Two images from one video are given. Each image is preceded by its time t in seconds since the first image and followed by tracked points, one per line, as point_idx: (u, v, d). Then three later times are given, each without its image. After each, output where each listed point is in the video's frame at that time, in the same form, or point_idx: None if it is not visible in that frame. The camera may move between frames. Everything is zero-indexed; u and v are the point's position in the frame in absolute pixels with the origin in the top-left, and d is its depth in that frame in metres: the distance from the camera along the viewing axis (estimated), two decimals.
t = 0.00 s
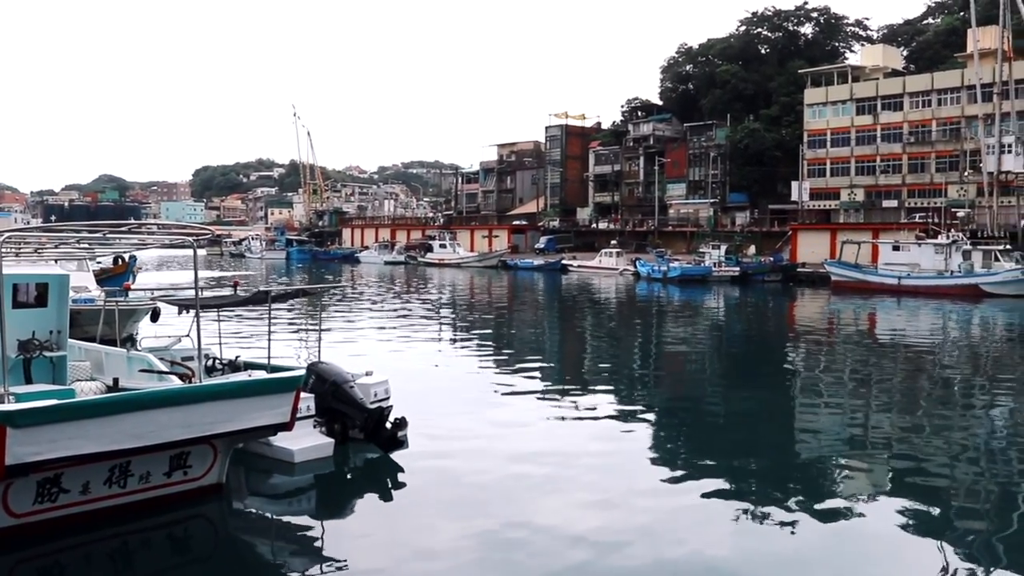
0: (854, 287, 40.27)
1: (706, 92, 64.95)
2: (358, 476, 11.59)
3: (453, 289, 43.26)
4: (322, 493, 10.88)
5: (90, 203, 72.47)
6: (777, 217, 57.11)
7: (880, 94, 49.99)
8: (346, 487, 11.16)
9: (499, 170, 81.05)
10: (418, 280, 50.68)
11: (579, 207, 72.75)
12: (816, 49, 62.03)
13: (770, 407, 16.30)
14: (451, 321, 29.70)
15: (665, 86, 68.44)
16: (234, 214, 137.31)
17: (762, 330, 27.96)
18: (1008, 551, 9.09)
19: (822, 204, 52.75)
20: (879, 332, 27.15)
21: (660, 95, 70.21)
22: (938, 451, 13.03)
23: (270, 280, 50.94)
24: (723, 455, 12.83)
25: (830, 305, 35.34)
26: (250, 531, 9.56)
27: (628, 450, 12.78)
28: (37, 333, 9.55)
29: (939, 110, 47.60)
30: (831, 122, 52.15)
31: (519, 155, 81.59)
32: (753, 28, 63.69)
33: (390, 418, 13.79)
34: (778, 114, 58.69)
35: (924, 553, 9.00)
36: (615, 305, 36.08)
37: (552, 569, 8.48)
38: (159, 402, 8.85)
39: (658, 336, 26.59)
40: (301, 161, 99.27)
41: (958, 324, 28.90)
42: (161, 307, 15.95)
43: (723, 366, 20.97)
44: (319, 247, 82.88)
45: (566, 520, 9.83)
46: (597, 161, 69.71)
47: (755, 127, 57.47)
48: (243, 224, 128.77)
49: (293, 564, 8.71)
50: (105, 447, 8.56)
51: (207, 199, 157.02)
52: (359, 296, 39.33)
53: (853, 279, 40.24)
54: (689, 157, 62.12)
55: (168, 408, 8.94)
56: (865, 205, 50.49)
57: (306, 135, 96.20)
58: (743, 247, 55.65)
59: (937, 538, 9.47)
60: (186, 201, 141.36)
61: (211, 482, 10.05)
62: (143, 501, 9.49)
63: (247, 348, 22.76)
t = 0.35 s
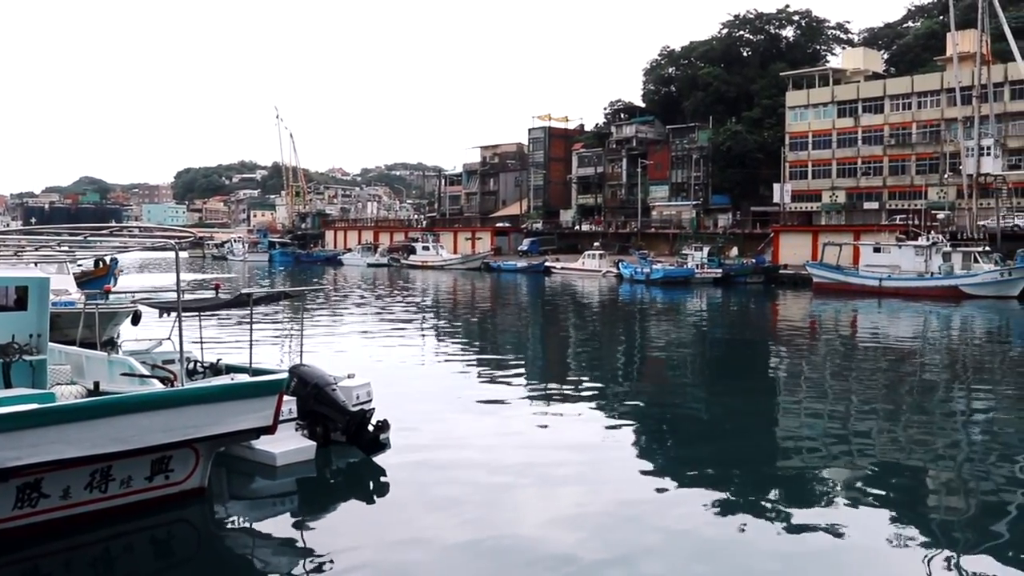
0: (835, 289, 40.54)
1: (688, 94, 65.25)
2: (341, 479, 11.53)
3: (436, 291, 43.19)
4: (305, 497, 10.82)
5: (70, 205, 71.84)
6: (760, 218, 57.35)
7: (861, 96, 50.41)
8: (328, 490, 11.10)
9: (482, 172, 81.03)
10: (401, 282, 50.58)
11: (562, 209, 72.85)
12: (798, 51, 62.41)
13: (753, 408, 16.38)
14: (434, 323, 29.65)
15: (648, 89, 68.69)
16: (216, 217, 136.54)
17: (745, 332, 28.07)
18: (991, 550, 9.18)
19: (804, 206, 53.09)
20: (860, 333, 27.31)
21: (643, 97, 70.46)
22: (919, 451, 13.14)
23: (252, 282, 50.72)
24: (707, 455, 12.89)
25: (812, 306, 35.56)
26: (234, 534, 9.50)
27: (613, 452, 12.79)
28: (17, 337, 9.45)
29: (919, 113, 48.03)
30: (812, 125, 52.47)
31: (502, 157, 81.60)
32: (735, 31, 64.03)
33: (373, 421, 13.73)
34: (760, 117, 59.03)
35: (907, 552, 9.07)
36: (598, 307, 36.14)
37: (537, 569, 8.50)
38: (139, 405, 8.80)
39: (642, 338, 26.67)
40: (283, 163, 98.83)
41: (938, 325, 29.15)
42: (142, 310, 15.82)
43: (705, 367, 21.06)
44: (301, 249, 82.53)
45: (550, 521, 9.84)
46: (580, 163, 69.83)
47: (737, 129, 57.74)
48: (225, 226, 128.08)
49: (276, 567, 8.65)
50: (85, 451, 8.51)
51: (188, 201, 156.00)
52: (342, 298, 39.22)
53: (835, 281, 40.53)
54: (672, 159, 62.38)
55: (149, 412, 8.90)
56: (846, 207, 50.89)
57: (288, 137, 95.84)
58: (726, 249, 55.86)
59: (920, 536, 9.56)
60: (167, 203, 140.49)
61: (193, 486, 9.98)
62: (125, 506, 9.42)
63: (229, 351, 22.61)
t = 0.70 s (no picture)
0: (815, 290, 40.83)
1: (670, 96, 65.54)
2: (322, 482, 11.49)
3: (419, 293, 43.11)
4: (286, 500, 10.77)
5: (49, 206, 71.20)
6: (741, 219, 57.62)
7: (842, 98, 50.82)
8: (310, 494, 11.05)
9: (464, 174, 80.94)
10: (383, 283, 50.42)
11: (544, 210, 72.92)
12: (779, 53, 62.78)
13: (735, 408, 16.48)
14: (417, 324, 29.58)
15: (630, 90, 68.95)
16: (197, 218, 135.64)
17: (727, 332, 28.17)
18: (970, 549, 9.28)
19: (785, 207, 53.43)
20: (842, 333, 27.49)
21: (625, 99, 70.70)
22: (899, 450, 13.25)
23: (233, 284, 50.43)
24: (689, 456, 12.95)
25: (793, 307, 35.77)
26: (215, 537, 9.43)
27: (596, 454, 12.80)
28: None
29: (899, 115, 48.41)
30: (793, 126, 52.84)
31: (484, 158, 81.60)
32: (716, 32, 64.28)
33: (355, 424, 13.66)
34: (741, 118, 59.34)
35: (888, 552, 9.14)
36: (580, 308, 36.19)
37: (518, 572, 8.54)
38: (119, 409, 8.76)
39: (624, 338, 26.74)
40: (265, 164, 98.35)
41: (917, 326, 29.39)
42: (121, 312, 15.70)
43: (688, 368, 21.16)
44: (283, 251, 82.12)
45: (533, 524, 9.84)
46: (562, 164, 69.94)
47: (718, 130, 58.00)
48: (206, 227, 127.29)
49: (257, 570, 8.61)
50: (64, 456, 8.45)
51: (169, 202, 154.91)
52: (324, 300, 39.08)
53: (815, 281, 40.84)
54: (653, 160, 62.64)
55: (129, 415, 8.85)
56: (827, 208, 51.26)
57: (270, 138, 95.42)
58: (707, 250, 56.07)
59: (900, 536, 9.63)
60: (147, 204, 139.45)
61: (173, 490, 9.92)
62: (105, 510, 9.35)
63: (211, 353, 22.49)
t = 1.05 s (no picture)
0: (796, 291, 41.15)
1: (652, 98, 65.79)
2: (303, 484, 11.44)
3: (400, 295, 43.04)
4: (267, 503, 10.72)
5: (28, 207, 70.55)
6: (722, 221, 57.90)
7: (822, 101, 51.17)
8: (291, 497, 10.99)
9: (446, 176, 80.88)
10: (365, 285, 50.30)
11: (526, 212, 73.00)
12: (760, 56, 63.16)
13: (716, 409, 16.56)
14: (399, 326, 29.53)
15: (612, 92, 69.16)
16: (178, 220, 134.77)
17: (709, 334, 28.29)
18: (950, 551, 9.40)
19: (766, 209, 53.72)
20: (823, 335, 27.69)
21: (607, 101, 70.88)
22: (879, 451, 13.36)
23: (214, 286, 50.13)
24: (672, 457, 13.02)
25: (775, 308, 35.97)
26: (195, 540, 9.37)
27: (578, 456, 12.82)
28: None
29: (879, 117, 48.85)
30: (774, 129, 53.17)
31: (466, 160, 81.59)
32: (698, 35, 64.52)
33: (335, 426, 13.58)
34: (723, 121, 59.61)
35: (869, 553, 9.20)
36: (563, 310, 36.21)
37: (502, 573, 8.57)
38: (99, 413, 8.70)
39: (606, 340, 26.81)
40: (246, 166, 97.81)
41: (897, 327, 29.66)
42: (100, 314, 15.57)
43: (669, 370, 21.24)
44: (264, 252, 81.72)
45: (517, 526, 9.84)
46: (545, 166, 70.08)
47: (700, 133, 58.24)
48: (187, 229, 126.51)
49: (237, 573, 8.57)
50: (42, 459, 8.39)
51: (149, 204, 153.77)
52: (305, 302, 38.95)
53: (796, 283, 41.14)
54: (635, 162, 62.88)
55: (109, 419, 8.78)
56: (808, 210, 51.63)
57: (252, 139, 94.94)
58: (689, 252, 56.26)
59: (880, 536, 9.71)
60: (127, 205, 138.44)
61: (154, 492, 9.85)
62: (84, 514, 9.28)
63: (192, 355, 22.34)
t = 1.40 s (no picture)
0: (776, 294, 41.43)
1: (632, 101, 66.04)
2: (281, 487, 11.39)
3: (381, 297, 42.91)
4: (244, 505, 10.66)
5: (3, 208, 69.75)
6: (702, 224, 58.17)
7: (802, 105, 51.53)
8: (268, 500, 10.92)
9: (427, 178, 80.76)
10: (345, 288, 50.09)
11: (507, 214, 73.05)
12: (739, 60, 63.56)
13: (696, 412, 16.61)
14: (379, 329, 29.41)
15: (593, 95, 69.40)
16: (157, 221, 133.74)
17: (689, 337, 28.40)
18: (929, 550, 9.51)
19: (746, 213, 54.02)
20: (801, 338, 27.85)
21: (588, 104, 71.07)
22: (857, 453, 13.48)
23: (193, 288, 49.75)
24: (652, 460, 13.05)
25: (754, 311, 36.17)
26: (174, 544, 9.30)
27: (558, 458, 12.84)
28: None
29: (857, 122, 49.31)
30: (754, 133, 53.51)
31: (447, 162, 81.53)
32: (678, 39, 64.79)
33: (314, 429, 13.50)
34: (703, 124, 59.84)
35: (846, 554, 9.29)
36: (543, 313, 36.21)
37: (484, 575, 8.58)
38: (75, 415, 8.61)
39: (586, 343, 26.85)
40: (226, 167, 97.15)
41: (875, 330, 29.87)
42: (76, 316, 15.41)
43: (649, 372, 21.28)
44: (244, 254, 81.19)
45: (497, 529, 9.84)
46: (526, 169, 70.37)
47: (681, 136, 58.46)
48: (166, 230, 125.61)
49: None
50: (18, 463, 8.29)
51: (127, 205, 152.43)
52: (285, 304, 38.75)
53: (775, 286, 41.42)
54: (616, 165, 63.15)
55: (87, 421, 8.70)
56: (787, 213, 52.02)
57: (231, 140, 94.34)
58: (669, 255, 56.41)
59: (858, 536, 9.81)
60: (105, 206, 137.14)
61: (130, 496, 9.77)
62: (59, 518, 9.19)
63: (170, 358, 22.15)
